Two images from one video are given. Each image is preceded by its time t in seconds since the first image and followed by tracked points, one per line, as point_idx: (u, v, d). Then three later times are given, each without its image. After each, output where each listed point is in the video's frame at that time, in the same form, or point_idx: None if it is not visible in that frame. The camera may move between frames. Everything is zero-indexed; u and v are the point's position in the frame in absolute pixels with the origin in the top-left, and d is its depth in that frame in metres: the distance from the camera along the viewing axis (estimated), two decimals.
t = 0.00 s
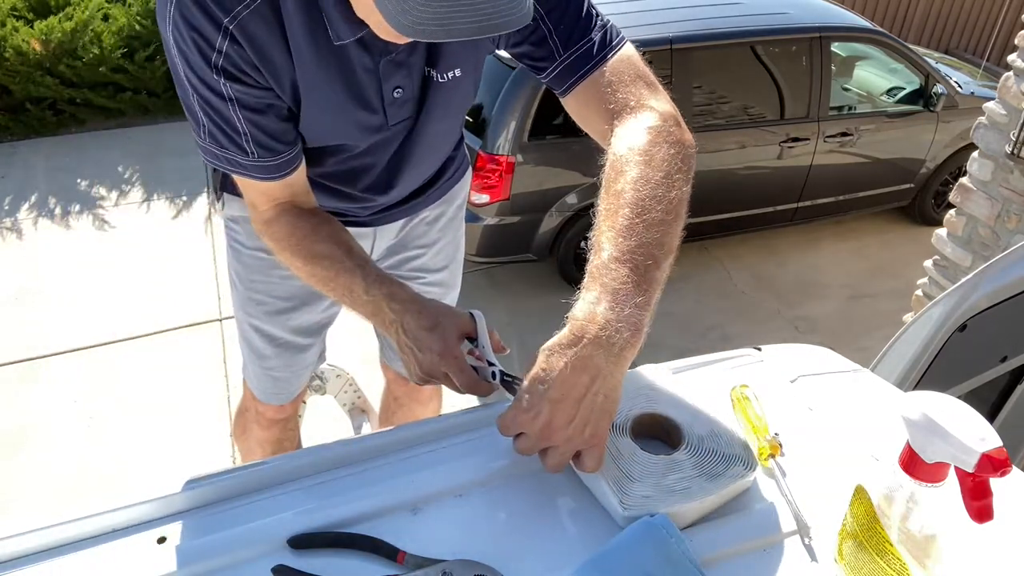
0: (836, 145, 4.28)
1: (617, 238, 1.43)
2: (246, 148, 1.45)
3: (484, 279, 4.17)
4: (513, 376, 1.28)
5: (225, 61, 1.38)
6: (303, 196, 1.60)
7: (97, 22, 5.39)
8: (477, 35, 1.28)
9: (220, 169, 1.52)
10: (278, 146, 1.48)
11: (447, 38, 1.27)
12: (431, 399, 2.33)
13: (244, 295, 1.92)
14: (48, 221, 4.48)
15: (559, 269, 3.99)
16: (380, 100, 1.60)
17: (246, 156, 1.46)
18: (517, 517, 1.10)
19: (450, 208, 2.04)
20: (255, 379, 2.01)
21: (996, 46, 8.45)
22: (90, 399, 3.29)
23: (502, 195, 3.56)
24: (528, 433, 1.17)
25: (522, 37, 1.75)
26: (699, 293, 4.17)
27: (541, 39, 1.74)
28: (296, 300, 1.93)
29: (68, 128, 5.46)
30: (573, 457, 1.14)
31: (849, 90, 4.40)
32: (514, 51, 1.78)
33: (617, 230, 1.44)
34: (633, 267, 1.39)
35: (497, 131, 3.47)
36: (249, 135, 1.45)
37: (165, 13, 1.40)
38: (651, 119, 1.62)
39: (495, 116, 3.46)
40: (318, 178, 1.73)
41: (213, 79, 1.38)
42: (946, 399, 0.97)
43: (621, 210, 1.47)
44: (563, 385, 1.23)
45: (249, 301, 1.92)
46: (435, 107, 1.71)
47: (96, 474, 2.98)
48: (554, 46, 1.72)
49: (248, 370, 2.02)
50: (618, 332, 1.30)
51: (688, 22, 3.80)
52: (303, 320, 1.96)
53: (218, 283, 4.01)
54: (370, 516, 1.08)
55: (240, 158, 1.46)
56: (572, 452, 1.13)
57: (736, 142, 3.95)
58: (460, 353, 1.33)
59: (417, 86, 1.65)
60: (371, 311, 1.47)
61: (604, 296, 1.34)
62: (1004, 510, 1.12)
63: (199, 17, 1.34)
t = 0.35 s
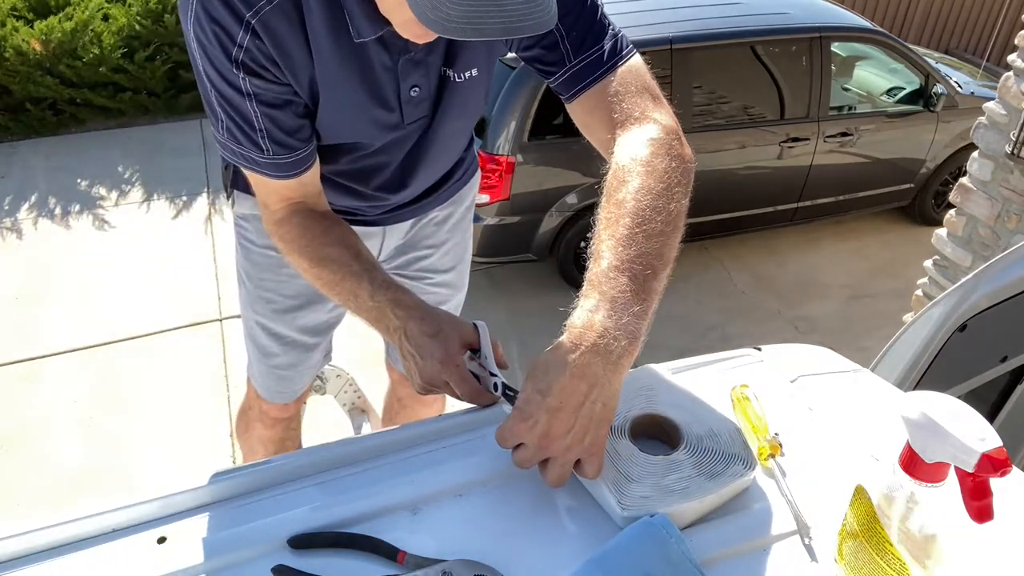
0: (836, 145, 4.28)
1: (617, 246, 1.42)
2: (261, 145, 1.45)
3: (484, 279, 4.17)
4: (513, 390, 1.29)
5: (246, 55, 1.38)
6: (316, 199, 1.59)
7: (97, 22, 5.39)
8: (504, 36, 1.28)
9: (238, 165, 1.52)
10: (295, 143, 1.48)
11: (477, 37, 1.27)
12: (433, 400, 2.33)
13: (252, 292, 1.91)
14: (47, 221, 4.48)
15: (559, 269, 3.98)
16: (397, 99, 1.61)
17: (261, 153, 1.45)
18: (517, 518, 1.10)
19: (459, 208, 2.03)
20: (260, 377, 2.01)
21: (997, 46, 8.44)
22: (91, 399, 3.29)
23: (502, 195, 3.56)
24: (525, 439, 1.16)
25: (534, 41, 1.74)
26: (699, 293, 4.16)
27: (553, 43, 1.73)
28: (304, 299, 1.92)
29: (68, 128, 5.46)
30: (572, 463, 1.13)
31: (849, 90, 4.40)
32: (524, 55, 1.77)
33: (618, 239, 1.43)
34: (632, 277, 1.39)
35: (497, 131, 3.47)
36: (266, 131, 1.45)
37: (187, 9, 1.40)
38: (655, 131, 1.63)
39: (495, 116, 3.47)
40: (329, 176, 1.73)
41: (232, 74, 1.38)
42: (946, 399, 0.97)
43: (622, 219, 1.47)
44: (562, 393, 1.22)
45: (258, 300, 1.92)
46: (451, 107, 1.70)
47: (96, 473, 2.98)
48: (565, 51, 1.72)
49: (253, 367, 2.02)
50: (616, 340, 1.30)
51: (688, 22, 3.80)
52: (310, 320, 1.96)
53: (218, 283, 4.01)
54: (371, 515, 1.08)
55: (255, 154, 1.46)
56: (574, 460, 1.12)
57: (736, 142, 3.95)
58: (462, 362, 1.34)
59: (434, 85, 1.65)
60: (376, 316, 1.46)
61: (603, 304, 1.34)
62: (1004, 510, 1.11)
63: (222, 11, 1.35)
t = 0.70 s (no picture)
0: (836, 145, 4.28)
1: (621, 248, 1.42)
2: (270, 145, 1.45)
3: (484, 279, 4.17)
4: (514, 393, 1.28)
5: (256, 55, 1.37)
6: (321, 198, 1.59)
7: (97, 22, 5.39)
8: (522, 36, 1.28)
9: (246, 164, 1.52)
10: (303, 143, 1.47)
11: (495, 36, 1.26)
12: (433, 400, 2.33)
13: (253, 292, 1.91)
14: (48, 221, 4.48)
15: (559, 269, 3.98)
16: (406, 99, 1.60)
17: (269, 153, 1.45)
18: (516, 518, 1.10)
19: (462, 208, 2.03)
20: (261, 377, 2.01)
21: (997, 46, 8.44)
22: (92, 399, 3.29)
23: (502, 195, 3.56)
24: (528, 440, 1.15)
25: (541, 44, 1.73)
26: (698, 293, 4.17)
27: (559, 46, 1.72)
28: (305, 298, 1.92)
29: (68, 128, 5.46)
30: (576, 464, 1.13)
31: (849, 90, 4.40)
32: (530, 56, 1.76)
33: (621, 240, 1.43)
34: (636, 278, 1.39)
35: (497, 131, 3.47)
36: (274, 131, 1.44)
37: (197, 9, 1.40)
38: (658, 135, 1.63)
39: (495, 116, 3.47)
40: (335, 175, 1.73)
41: (242, 74, 1.38)
42: (946, 398, 0.97)
43: (626, 221, 1.47)
44: (563, 393, 1.22)
45: (260, 299, 1.92)
46: (458, 107, 1.70)
47: (97, 473, 2.98)
48: (572, 56, 1.71)
49: (254, 367, 2.02)
50: (619, 341, 1.29)
51: (688, 22, 3.80)
52: (313, 319, 1.96)
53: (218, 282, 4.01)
54: (371, 515, 1.08)
55: (263, 154, 1.46)
56: (576, 461, 1.12)
57: (736, 142, 3.95)
58: (462, 363, 1.34)
59: (442, 86, 1.65)
60: (380, 316, 1.46)
61: (606, 305, 1.34)
62: (1004, 510, 1.11)
63: (233, 11, 1.35)
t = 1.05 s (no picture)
0: (836, 145, 4.28)
1: (623, 248, 1.42)
2: (271, 145, 1.44)
3: (484, 279, 4.17)
4: (516, 393, 1.27)
5: (258, 55, 1.37)
6: (324, 199, 1.60)
7: (97, 22, 5.39)
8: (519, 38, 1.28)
9: (248, 165, 1.52)
10: (304, 143, 1.47)
11: (491, 37, 1.26)
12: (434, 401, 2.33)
13: (253, 292, 1.91)
14: (48, 221, 4.48)
15: (559, 269, 3.98)
16: (406, 100, 1.60)
17: (271, 153, 1.45)
18: (515, 518, 1.10)
19: (462, 209, 2.03)
20: (261, 376, 2.01)
21: (997, 46, 8.43)
22: (92, 399, 3.29)
23: (502, 195, 3.56)
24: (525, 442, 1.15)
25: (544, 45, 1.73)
26: (698, 293, 4.17)
27: (561, 47, 1.72)
28: (305, 299, 1.92)
29: (68, 128, 5.46)
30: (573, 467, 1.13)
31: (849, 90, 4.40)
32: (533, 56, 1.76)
33: (623, 240, 1.43)
34: (638, 278, 1.39)
35: (497, 131, 3.47)
36: (275, 131, 1.44)
37: (198, 10, 1.40)
38: (661, 136, 1.63)
39: (495, 116, 3.47)
40: (336, 175, 1.73)
41: (243, 74, 1.38)
42: (946, 398, 0.97)
43: (628, 221, 1.47)
44: (564, 390, 1.21)
45: (260, 300, 1.92)
46: (458, 108, 1.71)
47: (97, 473, 2.98)
48: (574, 57, 1.72)
49: (254, 366, 2.02)
50: (620, 341, 1.29)
51: (689, 22, 3.79)
52: (313, 320, 1.96)
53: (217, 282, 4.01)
54: (372, 515, 1.08)
55: (265, 154, 1.46)
56: (576, 460, 1.12)
57: (736, 142, 3.95)
58: (463, 364, 1.33)
59: (442, 87, 1.65)
60: (383, 316, 1.46)
61: (608, 304, 1.33)
62: (1004, 510, 1.11)
63: (233, 12, 1.35)
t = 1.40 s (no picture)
0: (836, 145, 4.28)
1: (622, 250, 1.42)
2: (270, 149, 1.44)
3: (484, 279, 4.17)
4: (516, 394, 1.27)
5: (255, 58, 1.37)
6: (324, 201, 1.59)
7: (97, 22, 5.40)
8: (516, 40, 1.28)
9: (248, 168, 1.51)
10: (304, 145, 1.47)
11: (485, 39, 1.26)
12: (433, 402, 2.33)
13: (253, 293, 1.91)
14: (48, 221, 4.48)
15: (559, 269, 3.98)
16: (404, 101, 1.61)
17: (270, 156, 1.45)
18: (516, 516, 1.10)
19: (462, 210, 2.03)
20: (261, 377, 2.01)
21: (997, 46, 8.44)
22: (91, 399, 3.29)
23: (502, 195, 3.56)
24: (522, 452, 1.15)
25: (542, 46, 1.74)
26: (698, 293, 4.17)
27: (560, 49, 1.73)
28: (305, 299, 1.92)
29: (68, 128, 5.46)
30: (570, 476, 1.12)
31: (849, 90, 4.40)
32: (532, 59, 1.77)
33: (622, 242, 1.43)
34: (637, 280, 1.38)
35: (497, 131, 3.47)
36: (274, 134, 1.44)
37: (196, 14, 1.40)
38: (660, 138, 1.62)
39: (495, 116, 3.46)
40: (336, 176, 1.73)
41: (241, 77, 1.38)
42: (945, 398, 0.97)
43: (627, 223, 1.46)
44: (564, 395, 1.20)
45: (260, 300, 1.91)
46: (457, 109, 1.71)
47: (96, 473, 2.98)
48: (573, 58, 1.72)
49: (254, 367, 2.02)
50: (620, 343, 1.27)
51: (689, 22, 3.79)
52: (313, 320, 1.96)
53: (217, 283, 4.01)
54: (372, 515, 1.08)
55: (264, 157, 1.45)
56: (576, 463, 1.12)
57: (736, 142, 3.95)
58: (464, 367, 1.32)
59: (440, 88, 1.65)
60: (382, 319, 1.46)
61: (607, 306, 1.32)
62: (1004, 510, 1.11)
63: (231, 15, 1.35)
